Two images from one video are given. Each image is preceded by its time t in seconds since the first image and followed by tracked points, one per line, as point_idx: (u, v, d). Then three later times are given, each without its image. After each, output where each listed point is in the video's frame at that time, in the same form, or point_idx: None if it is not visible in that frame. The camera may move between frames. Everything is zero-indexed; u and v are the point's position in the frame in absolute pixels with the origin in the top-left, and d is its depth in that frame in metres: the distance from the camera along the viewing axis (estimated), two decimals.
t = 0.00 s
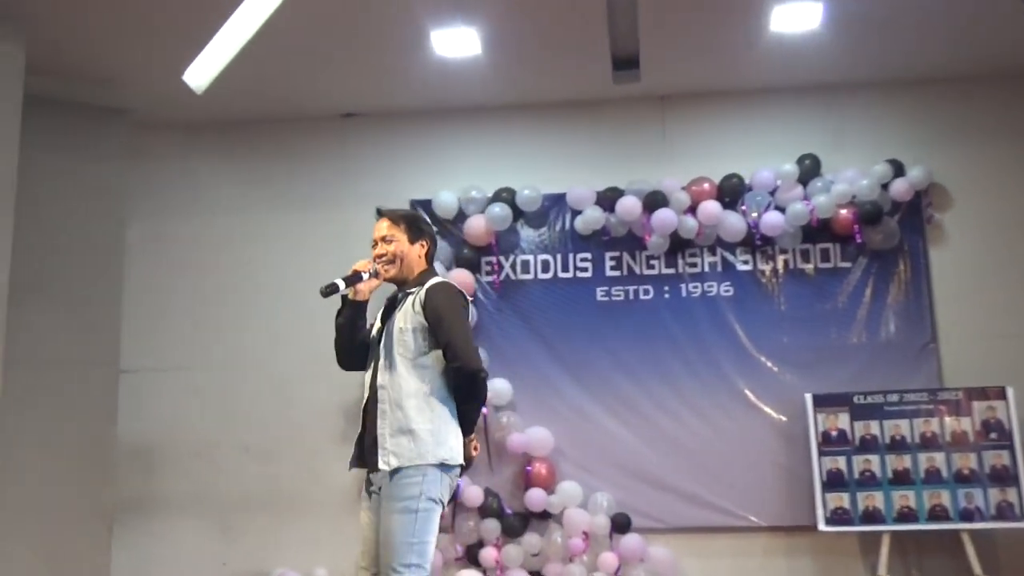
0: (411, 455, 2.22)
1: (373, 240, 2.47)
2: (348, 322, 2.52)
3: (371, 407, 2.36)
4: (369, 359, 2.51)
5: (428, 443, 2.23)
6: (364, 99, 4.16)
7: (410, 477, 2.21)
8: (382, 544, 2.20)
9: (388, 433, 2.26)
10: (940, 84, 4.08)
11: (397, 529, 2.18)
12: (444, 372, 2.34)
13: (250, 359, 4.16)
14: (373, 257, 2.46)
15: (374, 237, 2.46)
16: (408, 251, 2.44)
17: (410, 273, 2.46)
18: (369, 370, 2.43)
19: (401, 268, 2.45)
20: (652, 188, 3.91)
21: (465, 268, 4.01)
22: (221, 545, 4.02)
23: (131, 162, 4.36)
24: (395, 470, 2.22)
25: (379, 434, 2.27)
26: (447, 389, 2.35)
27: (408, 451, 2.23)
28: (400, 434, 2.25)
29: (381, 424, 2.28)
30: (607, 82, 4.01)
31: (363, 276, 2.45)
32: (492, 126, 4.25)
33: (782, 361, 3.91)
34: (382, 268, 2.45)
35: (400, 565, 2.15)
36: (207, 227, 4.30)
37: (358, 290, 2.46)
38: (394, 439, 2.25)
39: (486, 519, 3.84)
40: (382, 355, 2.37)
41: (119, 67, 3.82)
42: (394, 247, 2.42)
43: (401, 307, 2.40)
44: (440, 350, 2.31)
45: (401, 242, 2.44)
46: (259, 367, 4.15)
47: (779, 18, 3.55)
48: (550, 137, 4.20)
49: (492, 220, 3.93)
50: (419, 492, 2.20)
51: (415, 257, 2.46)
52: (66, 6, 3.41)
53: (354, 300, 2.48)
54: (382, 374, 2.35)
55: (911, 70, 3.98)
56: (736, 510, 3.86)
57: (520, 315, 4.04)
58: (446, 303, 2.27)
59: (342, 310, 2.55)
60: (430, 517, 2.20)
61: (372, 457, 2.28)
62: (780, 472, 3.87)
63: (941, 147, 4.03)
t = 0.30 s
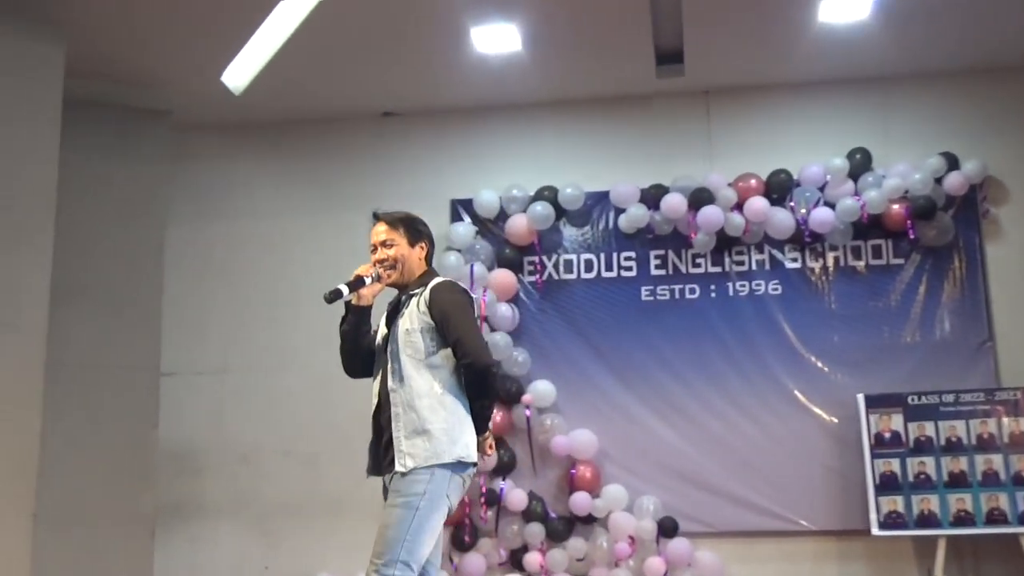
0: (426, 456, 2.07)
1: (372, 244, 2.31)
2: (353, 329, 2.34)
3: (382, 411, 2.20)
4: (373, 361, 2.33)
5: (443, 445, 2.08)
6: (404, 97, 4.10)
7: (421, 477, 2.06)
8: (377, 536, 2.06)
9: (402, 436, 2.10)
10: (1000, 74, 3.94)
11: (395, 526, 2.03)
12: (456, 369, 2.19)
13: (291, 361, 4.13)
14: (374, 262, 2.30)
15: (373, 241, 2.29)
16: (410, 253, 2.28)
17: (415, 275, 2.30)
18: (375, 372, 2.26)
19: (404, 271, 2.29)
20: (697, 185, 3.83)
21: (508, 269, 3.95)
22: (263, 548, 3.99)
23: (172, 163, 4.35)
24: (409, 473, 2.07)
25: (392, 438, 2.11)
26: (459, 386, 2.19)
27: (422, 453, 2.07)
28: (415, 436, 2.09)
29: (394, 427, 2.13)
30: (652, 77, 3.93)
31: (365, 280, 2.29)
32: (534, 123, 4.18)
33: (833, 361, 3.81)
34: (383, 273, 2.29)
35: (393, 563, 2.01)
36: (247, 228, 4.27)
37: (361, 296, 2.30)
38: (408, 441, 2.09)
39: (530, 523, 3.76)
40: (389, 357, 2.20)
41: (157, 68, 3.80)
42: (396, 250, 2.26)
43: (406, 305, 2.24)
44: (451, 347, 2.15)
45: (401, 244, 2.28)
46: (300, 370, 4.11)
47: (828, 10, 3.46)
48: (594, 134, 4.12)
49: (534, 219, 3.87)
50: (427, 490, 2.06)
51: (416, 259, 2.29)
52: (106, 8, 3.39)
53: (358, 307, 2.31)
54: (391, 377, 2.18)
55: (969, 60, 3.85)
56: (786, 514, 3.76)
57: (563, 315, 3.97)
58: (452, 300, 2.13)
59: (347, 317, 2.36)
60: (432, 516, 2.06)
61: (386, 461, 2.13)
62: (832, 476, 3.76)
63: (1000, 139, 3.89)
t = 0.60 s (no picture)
0: (427, 468, 2.14)
1: (375, 247, 2.34)
2: (355, 333, 2.39)
3: (382, 417, 2.26)
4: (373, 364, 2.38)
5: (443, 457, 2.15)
6: (443, 98, 4.10)
7: (422, 489, 2.14)
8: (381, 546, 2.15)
9: (403, 445, 2.17)
10: None
11: (397, 538, 2.12)
12: (457, 379, 2.24)
13: (332, 362, 4.14)
14: (376, 266, 2.34)
15: (376, 244, 2.33)
16: (410, 258, 2.31)
17: (416, 280, 2.34)
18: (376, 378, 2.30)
19: (405, 277, 2.33)
20: (738, 184, 3.81)
21: (547, 269, 3.95)
22: (306, 549, 4.01)
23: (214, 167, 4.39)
24: (409, 483, 2.14)
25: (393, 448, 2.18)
26: (458, 397, 2.25)
27: (422, 464, 2.14)
28: (416, 446, 2.16)
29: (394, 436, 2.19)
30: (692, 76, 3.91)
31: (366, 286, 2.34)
32: (573, 123, 4.17)
33: (876, 360, 3.77)
34: (384, 276, 2.33)
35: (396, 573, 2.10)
36: (288, 231, 4.29)
37: (362, 302, 2.35)
38: (409, 452, 2.16)
39: (571, 524, 3.74)
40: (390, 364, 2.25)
41: (199, 71, 3.83)
42: (398, 254, 2.29)
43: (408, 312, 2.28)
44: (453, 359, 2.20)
45: (404, 247, 2.31)
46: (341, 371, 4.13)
47: (871, 6, 3.42)
48: (634, 134, 4.11)
49: (573, 219, 3.86)
50: (428, 502, 2.14)
51: (418, 263, 2.33)
52: (150, 12, 3.42)
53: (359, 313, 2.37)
54: (392, 384, 2.23)
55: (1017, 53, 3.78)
56: (830, 515, 3.72)
57: (603, 316, 3.97)
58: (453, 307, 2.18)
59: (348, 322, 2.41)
60: (432, 528, 2.14)
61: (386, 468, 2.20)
62: (876, 476, 3.72)
63: None
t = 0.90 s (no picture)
0: (410, 464, 2.23)
1: (366, 233, 2.43)
2: (338, 316, 2.45)
3: (364, 413, 2.34)
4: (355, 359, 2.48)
5: (428, 454, 2.25)
6: (478, 99, 4.11)
7: (407, 486, 2.23)
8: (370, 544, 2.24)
9: (387, 442, 2.25)
10: None
11: (386, 534, 2.21)
12: (442, 378, 2.35)
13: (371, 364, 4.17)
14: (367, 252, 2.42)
15: (368, 230, 2.42)
16: (402, 248, 2.43)
17: (404, 271, 2.45)
18: (363, 374, 2.40)
19: (396, 267, 2.44)
20: (776, 182, 3.78)
21: (584, 270, 3.96)
22: (345, 550, 4.03)
23: (252, 171, 4.42)
24: (395, 480, 2.23)
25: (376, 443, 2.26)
26: (443, 395, 2.36)
27: (407, 460, 2.23)
28: (400, 442, 2.25)
29: (379, 433, 2.27)
30: (729, 75, 3.90)
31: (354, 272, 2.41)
32: (609, 124, 4.16)
33: (917, 360, 3.73)
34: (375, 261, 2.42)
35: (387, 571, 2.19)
36: (325, 233, 4.32)
37: (348, 288, 2.41)
38: (393, 448, 2.25)
39: (609, 525, 3.72)
40: (376, 360, 2.35)
41: (237, 75, 3.86)
42: (393, 239, 2.41)
43: (396, 309, 2.39)
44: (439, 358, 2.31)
45: (399, 235, 2.43)
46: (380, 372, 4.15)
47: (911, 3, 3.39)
48: (670, 134, 4.10)
49: (610, 219, 3.87)
50: (414, 499, 2.23)
51: (409, 253, 2.45)
52: (190, 17, 3.45)
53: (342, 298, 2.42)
54: (377, 381, 2.33)
55: None
56: (872, 516, 3.68)
57: (640, 316, 3.97)
58: (448, 307, 2.29)
59: (331, 304, 2.47)
60: (420, 525, 2.23)
61: (370, 464, 2.28)
62: (919, 477, 3.67)
63: None
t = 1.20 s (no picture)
0: (412, 460, 2.22)
1: (354, 230, 2.41)
2: (329, 313, 2.43)
3: (357, 409, 2.30)
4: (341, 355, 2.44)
5: (430, 449, 2.25)
6: (510, 100, 4.11)
7: (410, 483, 2.22)
8: (377, 546, 2.22)
9: (386, 438, 2.23)
10: None
11: (397, 536, 2.19)
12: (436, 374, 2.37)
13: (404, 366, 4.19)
14: (356, 247, 2.38)
15: (356, 227, 2.40)
16: (390, 244, 2.40)
17: (392, 267, 2.42)
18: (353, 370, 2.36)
19: (386, 263, 2.40)
20: (810, 182, 3.76)
21: (617, 270, 3.97)
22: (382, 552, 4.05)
23: (286, 174, 4.46)
24: (396, 477, 2.21)
25: (374, 439, 2.23)
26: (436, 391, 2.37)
27: (409, 457, 2.22)
28: (400, 438, 2.23)
29: (376, 429, 2.24)
30: (762, 74, 3.88)
31: (348, 265, 2.36)
32: (642, 124, 4.16)
33: (954, 360, 3.69)
34: (365, 258, 2.38)
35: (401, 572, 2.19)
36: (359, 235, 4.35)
37: (344, 280, 2.36)
38: (393, 444, 2.22)
39: (643, 526, 3.71)
40: (370, 355, 2.32)
41: (271, 78, 3.89)
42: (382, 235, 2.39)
43: (388, 304, 2.38)
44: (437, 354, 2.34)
45: (387, 232, 2.41)
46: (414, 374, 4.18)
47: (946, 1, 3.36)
48: (703, 133, 4.09)
49: (643, 219, 3.89)
50: (418, 497, 2.22)
51: (397, 250, 2.43)
52: (225, 21, 3.47)
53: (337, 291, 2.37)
54: (372, 376, 2.30)
55: None
56: (909, 518, 3.63)
57: (674, 316, 3.96)
58: (446, 304, 2.36)
59: (325, 299, 2.44)
60: (426, 523, 2.24)
61: (367, 462, 2.24)
62: (957, 479, 3.62)
63: None
